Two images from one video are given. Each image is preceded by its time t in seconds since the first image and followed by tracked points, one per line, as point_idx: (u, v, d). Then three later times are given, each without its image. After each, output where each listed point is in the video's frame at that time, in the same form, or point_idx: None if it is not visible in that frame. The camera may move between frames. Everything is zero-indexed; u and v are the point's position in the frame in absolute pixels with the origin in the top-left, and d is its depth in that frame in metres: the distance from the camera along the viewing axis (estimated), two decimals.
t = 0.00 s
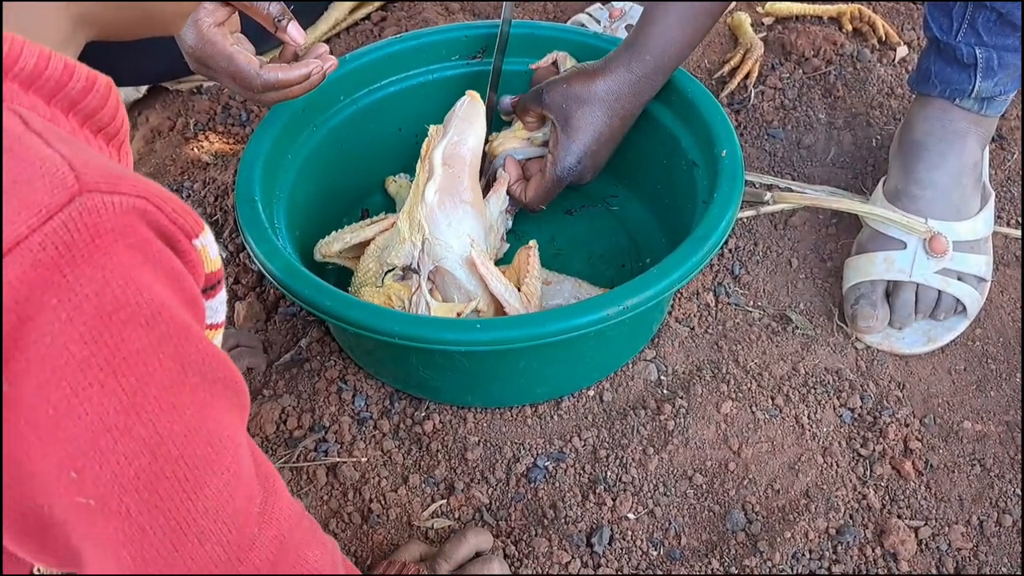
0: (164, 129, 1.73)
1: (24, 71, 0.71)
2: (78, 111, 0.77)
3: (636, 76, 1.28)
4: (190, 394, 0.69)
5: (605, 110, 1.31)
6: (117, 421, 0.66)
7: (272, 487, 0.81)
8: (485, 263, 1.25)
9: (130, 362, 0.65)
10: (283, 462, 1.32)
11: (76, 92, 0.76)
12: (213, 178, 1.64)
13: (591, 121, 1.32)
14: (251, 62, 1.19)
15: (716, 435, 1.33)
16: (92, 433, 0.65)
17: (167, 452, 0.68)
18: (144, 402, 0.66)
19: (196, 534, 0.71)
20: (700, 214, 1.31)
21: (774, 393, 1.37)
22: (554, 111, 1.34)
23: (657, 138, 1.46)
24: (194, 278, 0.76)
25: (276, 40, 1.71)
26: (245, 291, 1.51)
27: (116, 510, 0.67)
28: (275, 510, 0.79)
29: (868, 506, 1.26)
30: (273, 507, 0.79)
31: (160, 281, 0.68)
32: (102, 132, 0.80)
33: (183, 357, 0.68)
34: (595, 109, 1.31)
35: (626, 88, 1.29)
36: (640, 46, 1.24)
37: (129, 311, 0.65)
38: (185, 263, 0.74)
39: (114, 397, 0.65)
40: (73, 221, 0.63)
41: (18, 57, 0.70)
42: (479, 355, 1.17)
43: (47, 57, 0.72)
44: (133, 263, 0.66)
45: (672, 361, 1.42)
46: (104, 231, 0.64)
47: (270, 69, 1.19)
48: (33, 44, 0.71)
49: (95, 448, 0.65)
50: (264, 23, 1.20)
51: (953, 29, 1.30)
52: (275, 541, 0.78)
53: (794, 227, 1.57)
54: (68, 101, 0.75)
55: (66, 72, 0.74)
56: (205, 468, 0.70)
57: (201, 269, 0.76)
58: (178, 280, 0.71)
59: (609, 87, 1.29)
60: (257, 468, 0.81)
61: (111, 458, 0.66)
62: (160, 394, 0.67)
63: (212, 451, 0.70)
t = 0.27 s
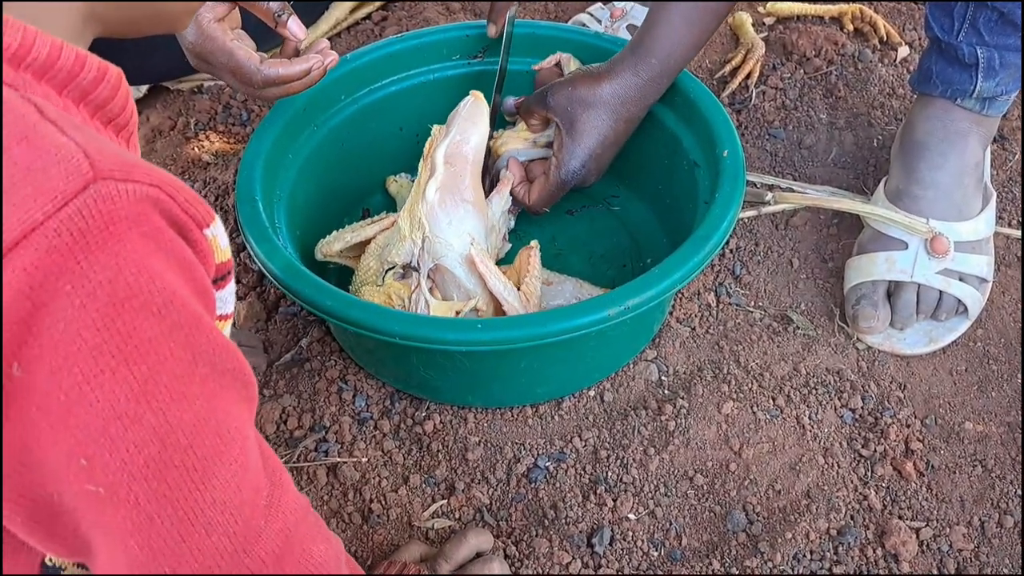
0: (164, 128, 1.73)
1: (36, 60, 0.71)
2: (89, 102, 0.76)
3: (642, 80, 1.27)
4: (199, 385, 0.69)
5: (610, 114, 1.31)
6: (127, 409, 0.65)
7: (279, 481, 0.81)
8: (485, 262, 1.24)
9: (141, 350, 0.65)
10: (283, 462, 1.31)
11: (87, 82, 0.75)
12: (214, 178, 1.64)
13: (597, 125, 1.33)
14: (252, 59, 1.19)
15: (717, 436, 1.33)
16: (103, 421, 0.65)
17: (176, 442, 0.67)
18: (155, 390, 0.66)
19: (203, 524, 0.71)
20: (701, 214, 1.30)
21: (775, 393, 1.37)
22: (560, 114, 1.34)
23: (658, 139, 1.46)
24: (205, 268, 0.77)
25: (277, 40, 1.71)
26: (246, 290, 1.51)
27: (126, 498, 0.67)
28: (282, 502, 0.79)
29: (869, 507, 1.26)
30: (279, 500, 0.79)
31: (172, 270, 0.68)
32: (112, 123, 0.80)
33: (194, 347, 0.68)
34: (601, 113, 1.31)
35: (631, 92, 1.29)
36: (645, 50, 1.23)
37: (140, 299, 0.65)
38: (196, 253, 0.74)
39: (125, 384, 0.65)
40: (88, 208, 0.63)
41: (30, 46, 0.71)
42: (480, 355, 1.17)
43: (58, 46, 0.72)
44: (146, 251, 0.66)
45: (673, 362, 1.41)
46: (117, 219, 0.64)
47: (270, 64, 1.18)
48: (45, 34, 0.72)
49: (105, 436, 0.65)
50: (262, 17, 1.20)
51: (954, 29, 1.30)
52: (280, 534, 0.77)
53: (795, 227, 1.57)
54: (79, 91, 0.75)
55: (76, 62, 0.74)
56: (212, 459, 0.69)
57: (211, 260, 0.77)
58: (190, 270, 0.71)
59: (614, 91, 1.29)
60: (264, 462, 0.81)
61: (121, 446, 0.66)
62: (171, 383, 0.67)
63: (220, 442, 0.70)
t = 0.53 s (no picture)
0: (164, 128, 1.73)
1: (46, 53, 0.70)
2: (95, 96, 0.75)
3: (641, 80, 1.27)
4: (205, 377, 0.69)
5: (609, 115, 1.31)
6: (134, 399, 0.65)
7: (282, 476, 0.82)
8: (483, 261, 1.23)
9: (148, 340, 0.65)
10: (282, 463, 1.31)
11: (94, 75, 0.74)
12: (213, 178, 1.64)
13: (595, 126, 1.32)
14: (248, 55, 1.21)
15: (717, 437, 1.32)
16: (109, 411, 0.65)
17: (181, 434, 0.68)
18: (162, 381, 0.66)
19: (207, 517, 0.71)
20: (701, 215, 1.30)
21: (775, 395, 1.37)
22: (559, 113, 1.34)
23: (659, 139, 1.46)
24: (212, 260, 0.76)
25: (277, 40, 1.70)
26: (245, 291, 1.51)
27: (130, 489, 0.67)
28: (285, 498, 0.80)
29: (870, 509, 1.26)
30: (282, 496, 0.79)
31: (180, 263, 0.68)
32: (119, 117, 0.79)
33: (200, 340, 0.68)
34: (600, 114, 1.31)
35: (630, 93, 1.29)
36: (645, 51, 1.23)
37: (148, 290, 0.64)
38: (204, 246, 0.73)
39: (132, 374, 0.65)
40: (98, 199, 0.63)
41: (38, 40, 0.69)
42: (480, 356, 1.17)
43: (66, 39, 0.71)
44: (154, 243, 0.65)
45: (673, 363, 1.41)
46: (126, 211, 0.64)
47: (269, 62, 1.19)
48: (53, 27, 0.70)
49: (111, 426, 0.65)
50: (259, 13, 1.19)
51: (956, 29, 1.30)
52: (283, 528, 0.78)
53: (795, 228, 1.57)
54: (86, 84, 0.74)
55: (83, 55, 0.72)
56: (217, 452, 0.70)
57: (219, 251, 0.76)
58: (197, 263, 0.70)
59: (614, 92, 1.29)
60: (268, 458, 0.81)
61: (127, 436, 0.66)
62: (178, 375, 0.67)
63: (225, 436, 0.70)
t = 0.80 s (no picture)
0: (163, 127, 1.72)
1: (48, 42, 0.69)
2: (97, 84, 0.75)
3: (641, 78, 1.27)
4: (212, 365, 0.68)
5: (608, 113, 1.31)
6: (141, 386, 0.65)
7: (289, 464, 0.81)
8: (485, 263, 1.23)
9: (156, 327, 0.65)
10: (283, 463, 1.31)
11: (96, 64, 0.74)
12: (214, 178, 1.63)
13: (594, 123, 1.32)
14: (247, 51, 1.21)
15: (719, 437, 1.32)
16: (117, 398, 0.65)
17: (189, 421, 0.67)
18: (170, 367, 0.66)
19: (214, 505, 0.71)
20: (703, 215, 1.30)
21: (777, 395, 1.36)
22: (558, 110, 1.33)
23: (660, 139, 1.45)
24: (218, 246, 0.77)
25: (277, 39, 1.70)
26: (246, 290, 1.51)
27: (138, 477, 0.67)
28: (292, 486, 0.79)
29: (872, 510, 1.25)
30: (289, 484, 0.79)
31: (185, 250, 0.68)
32: (119, 105, 0.79)
33: (207, 328, 0.68)
34: (598, 111, 1.31)
35: (630, 91, 1.28)
36: (645, 49, 1.23)
37: (155, 277, 0.64)
38: (210, 231, 0.75)
39: (140, 361, 0.64)
40: (105, 185, 0.62)
41: (40, 30, 0.69)
42: (481, 356, 1.16)
43: (66, 28, 0.71)
44: (161, 229, 0.65)
45: (674, 363, 1.41)
46: (133, 197, 0.64)
47: (267, 57, 1.21)
48: (52, 17, 0.70)
49: (119, 414, 0.65)
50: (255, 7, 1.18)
51: (958, 29, 1.29)
52: (290, 518, 0.77)
53: (797, 228, 1.57)
54: (88, 74, 0.74)
55: (85, 44, 0.72)
56: (223, 439, 0.69)
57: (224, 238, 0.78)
58: (202, 251, 0.70)
59: (613, 90, 1.29)
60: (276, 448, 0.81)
61: (135, 423, 0.66)
62: (185, 362, 0.66)
63: (231, 424, 0.69)
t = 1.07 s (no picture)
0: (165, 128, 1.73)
1: (51, 36, 0.70)
2: (101, 77, 0.76)
3: (646, 81, 1.27)
4: (220, 356, 0.68)
5: (613, 116, 1.31)
6: (150, 377, 0.65)
7: (297, 456, 0.80)
8: (486, 262, 1.23)
9: (163, 318, 0.65)
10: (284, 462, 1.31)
11: (99, 56, 0.74)
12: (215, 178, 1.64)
13: (600, 127, 1.32)
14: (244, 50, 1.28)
15: (720, 438, 1.32)
16: (126, 389, 0.65)
17: (197, 412, 0.67)
18: (178, 358, 0.66)
19: (223, 496, 0.71)
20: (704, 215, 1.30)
21: (778, 395, 1.37)
22: (563, 114, 1.33)
23: (661, 139, 1.46)
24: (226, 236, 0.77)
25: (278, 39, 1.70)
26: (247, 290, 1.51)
27: (147, 468, 0.68)
28: (301, 479, 0.79)
29: (872, 510, 1.26)
30: (297, 477, 0.78)
31: (194, 241, 0.68)
32: (123, 97, 0.80)
33: (215, 319, 0.68)
34: (604, 115, 1.31)
35: (635, 94, 1.28)
36: (650, 51, 1.23)
37: (163, 268, 0.65)
38: (217, 221, 0.75)
39: (148, 352, 0.65)
40: (113, 176, 0.63)
41: (43, 23, 0.69)
42: (482, 356, 1.16)
43: (68, 21, 0.71)
44: (169, 221, 0.65)
45: (675, 363, 1.41)
46: (141, 188, 0.64)
47: (264, 57, 1.29)
48: (53, 11, 0.70)
49: (128, 405, 0.65)
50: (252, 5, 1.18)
51: (961, 29, 1.29)
52: (297, 510, 0.78)
53: (798, 229, 1.57)
54: (92, 66, 0.74)
55: (88, 36, 0.73)
56: (230, 431, 0.69)
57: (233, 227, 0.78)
58: (211, 242, 0.70)
59: (618, 92, 1.28)
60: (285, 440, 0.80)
61: (144, 415, 0.66)
62: (193, 353, 0.66)
63: (239, 414, 0.70)
